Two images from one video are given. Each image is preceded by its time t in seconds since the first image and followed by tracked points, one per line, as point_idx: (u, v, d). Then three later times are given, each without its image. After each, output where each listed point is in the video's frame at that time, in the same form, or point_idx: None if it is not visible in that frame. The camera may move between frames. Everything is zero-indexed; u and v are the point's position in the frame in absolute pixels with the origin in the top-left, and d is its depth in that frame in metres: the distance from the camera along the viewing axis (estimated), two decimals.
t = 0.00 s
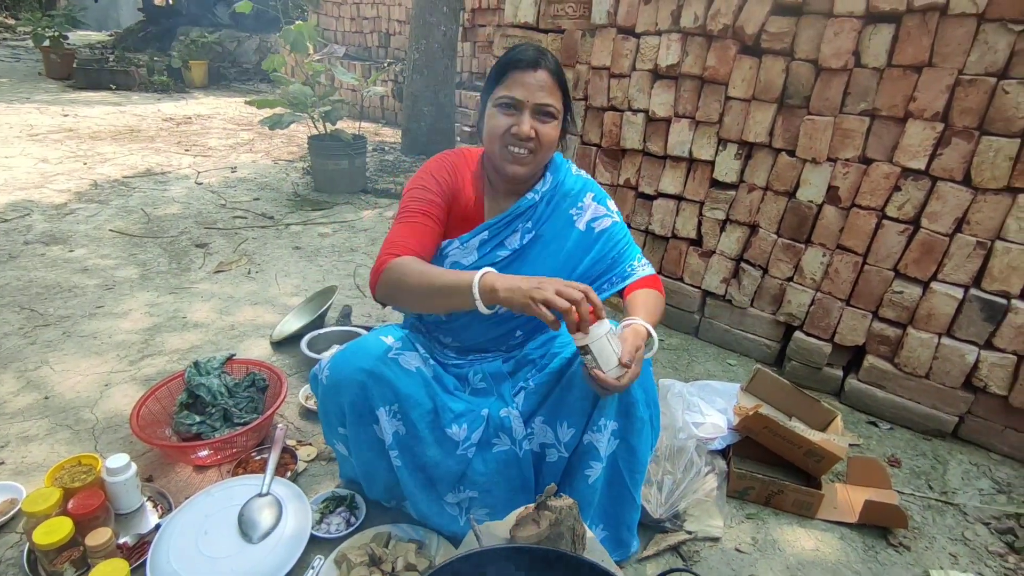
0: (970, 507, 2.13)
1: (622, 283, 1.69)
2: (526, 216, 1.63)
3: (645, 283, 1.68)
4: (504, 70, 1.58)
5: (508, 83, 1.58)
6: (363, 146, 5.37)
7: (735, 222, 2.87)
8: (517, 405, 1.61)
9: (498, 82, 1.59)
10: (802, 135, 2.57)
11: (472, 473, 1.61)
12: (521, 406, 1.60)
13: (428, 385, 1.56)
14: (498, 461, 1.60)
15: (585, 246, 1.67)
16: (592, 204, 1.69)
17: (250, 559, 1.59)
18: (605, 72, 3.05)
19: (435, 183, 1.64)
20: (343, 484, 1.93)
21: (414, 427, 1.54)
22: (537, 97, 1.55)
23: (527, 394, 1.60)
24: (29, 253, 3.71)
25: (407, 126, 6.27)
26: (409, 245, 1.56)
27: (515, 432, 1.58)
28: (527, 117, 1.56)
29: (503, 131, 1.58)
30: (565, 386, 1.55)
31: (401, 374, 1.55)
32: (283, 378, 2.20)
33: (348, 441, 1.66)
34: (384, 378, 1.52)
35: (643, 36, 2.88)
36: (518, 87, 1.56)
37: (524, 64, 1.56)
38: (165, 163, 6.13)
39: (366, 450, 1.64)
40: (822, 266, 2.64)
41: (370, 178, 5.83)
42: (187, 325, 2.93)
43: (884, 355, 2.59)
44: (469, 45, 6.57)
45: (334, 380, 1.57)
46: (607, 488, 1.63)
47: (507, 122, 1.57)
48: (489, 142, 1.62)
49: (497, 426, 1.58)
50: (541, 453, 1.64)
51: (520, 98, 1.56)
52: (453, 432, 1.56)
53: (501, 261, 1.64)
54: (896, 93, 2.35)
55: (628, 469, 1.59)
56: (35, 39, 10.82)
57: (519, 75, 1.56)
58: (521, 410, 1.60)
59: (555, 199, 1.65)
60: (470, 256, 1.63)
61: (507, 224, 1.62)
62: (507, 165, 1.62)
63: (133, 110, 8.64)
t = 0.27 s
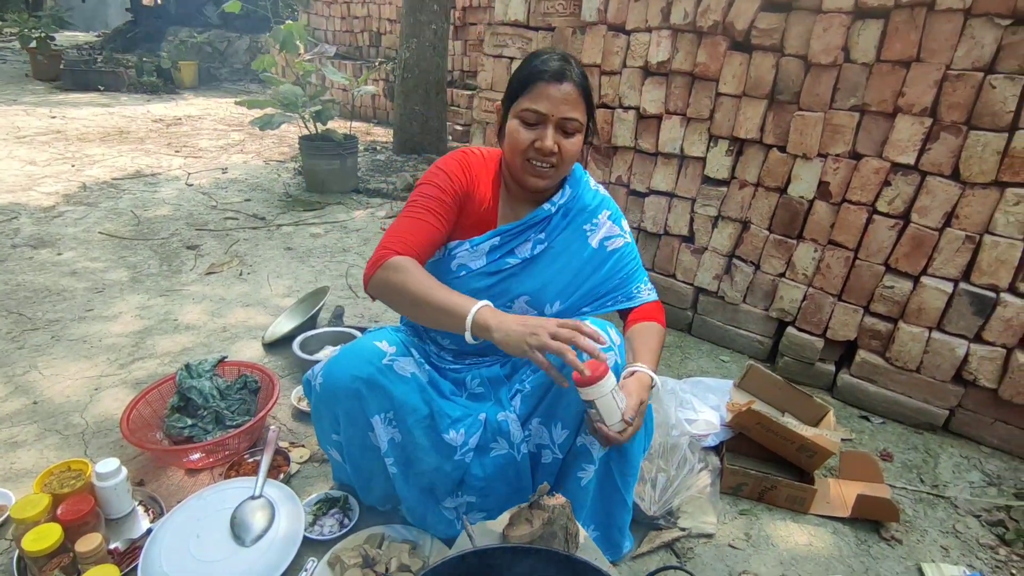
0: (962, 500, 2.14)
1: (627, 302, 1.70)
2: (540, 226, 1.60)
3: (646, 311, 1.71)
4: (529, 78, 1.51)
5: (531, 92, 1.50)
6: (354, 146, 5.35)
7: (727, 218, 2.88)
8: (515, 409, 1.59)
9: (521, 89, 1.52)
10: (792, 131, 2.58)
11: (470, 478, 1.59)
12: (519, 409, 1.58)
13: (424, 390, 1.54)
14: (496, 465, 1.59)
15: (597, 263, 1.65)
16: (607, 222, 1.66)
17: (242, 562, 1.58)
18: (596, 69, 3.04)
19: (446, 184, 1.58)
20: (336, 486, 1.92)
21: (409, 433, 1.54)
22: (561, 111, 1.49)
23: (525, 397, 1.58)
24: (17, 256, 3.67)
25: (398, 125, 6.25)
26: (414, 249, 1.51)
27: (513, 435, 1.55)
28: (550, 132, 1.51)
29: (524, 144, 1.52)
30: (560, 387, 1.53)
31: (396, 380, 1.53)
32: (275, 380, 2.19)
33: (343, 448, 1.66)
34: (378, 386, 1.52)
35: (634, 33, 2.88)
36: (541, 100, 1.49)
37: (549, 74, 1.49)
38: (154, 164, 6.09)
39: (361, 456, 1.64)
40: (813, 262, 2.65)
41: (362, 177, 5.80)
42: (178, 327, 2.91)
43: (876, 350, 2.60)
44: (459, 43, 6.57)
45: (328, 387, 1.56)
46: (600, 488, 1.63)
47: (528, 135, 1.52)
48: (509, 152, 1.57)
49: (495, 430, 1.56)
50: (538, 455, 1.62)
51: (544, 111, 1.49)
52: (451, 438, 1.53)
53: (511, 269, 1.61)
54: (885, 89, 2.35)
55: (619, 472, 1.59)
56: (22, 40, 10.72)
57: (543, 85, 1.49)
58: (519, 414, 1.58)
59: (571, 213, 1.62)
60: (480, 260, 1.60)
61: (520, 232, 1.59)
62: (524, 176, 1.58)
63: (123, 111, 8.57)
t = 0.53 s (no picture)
0: (955, 498, 2.15)
1: (625, 317, 1.72)
2: (542, 246, 1.59)
3: (641, 325, 1.73)
4: (537, 97, 1.46)
5: (539, 112, 1.46)
6: (348, 148, 5.34)
7: (720, 219, 2.88)
8: (514, 418, 1.60)
9: (529, 108, 1.48)
10: (784, 132, 2.58)
11: (472, 489, 1.59)
12: (518, 418, 1.59)
13: (423, 403, 1.54)
14: (497, 475, 1.59)
15: (598, 279, 1.66)
16: (609, 239, 1.67)
17: (238, 570, 1.58)
18: (589, 71, 3.04)
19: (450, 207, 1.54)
20: (332, 492, 1.92)
21: (408, 446, 1.54)
22: (571, 133, 1.46)
23: (523, 405, 1.60)
24: (10, 262, 3.66)
25: (392, 127, 6.25)
26: (419, 280, 1.51)
27: (513, 444, 1.56)
28: (558, 153, 1.48)
29: (531, 166, 1.50)
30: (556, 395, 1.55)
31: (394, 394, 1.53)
32: (270, 386, 2.18)
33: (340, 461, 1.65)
34: (376, 400, 1.51)
35: (626, 34, 2.88)
36: (550, 120, 1.46)
37: (558, 94, 1.45)
38: (148, 168, 6.07)
39: (359, 467, 1.64)
40: (807, 262, 2.66)
41: (356, 179, 5.80)
42: (173, 333, 2.90)
43: (869, 349, 2.61)
44: (453, 43, 6.58)
45: (325, 403, 1.54)
46: (595, 493, 1.64)
47: (536, 157, 1.49)
48: (515, 171, 1.54)
49: (495, 440, 1.57)
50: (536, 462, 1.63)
51: (552, 133, 1.46)
52: (451, 449, 1.55)
53: (511, 288, 1.59)
54: (876, 89, 2.36)
55: (614, 479, 1.59)
56: (14, 44, 10.67)
57: (552, 105, 1.45)
58: (517, 422, 1.60)
59: (573, 230, 1.62)
60: (482, 282, 1.58)
61: (523, 252, 1.57)
62: (530, 196, 1.56)
63: (116, 115, 8.54)
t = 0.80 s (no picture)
0: (954, 497, 2.16)
1: (627, 317, 1.72)
2: (541, 251, 1.59)
3: (645, 324, 1.72)
4: (531, 103, 1.47)
5: (535, 118, 1.47)
6: (347, 149, 5.34)
7: (719, 219, 2.89)
8: (521, 420, 1.60)
9: (524, 114, 1.48)
10: (782, 132, 2.59)
11: (482, 495, 1.58)
12: (525, 421, 1.59)
13: (430, 410, 1.53)
14: (506, 479, 1.58)
15: (599, 282, 1.67)
16: (608, 240, 1.67)
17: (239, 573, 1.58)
18: (587, 71, 3.04)
19: (444, 216, 1.53)
20: (332, 495, 1.92)
21: (415, 453, 1.53)
22: (567, 138, 1.46)
23: (529, 408, 1.59)
24: (9, 266, 3.66)
25: (391, 127, 6.24)
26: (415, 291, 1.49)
27: (521, 447, 1.56)
28: (555, 159, 1.48)
29: (528, 172, 1.50)
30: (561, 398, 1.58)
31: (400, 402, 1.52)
32: (269, 389, 2.19)
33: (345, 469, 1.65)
34: (382, 409, 1.51)
35: (624, 35, 2.88)
36: (547, 126, 1.46)
37: (553, 99, 1.45)
38: (147, 170, 6.07)
39: (364, 475, 1.63)
40: (805, 261, 2.67)
41: (354, 180, 5.80)
42: (172, 335, 2.90)
43: (868, 348, 2.62)
44: (452, 43, 6.58)
45: (330, 413, 1.54)
46: (599, 494, 1.65)
47: (532, 164, 1.49)
48: (512, 178, 1.53)
49: (503, 443, 1.56)
50: (540, 463, 1.65)
51: (548, 138, 1.47)
52: (459, 455, 1.54)
53: (513, 294, 1.60)
54: (874, 90, 2.37)
55: (617, 480, 1.60)
56: (13, 46, 10.67)
57: (548, 110, 1.45)
58: (524, 425, 1.59)
59: (572, 234, 1.63)
60: (483, 290, 1.58)
61: (522, 259, 1.58)
62: (527, 203, 1.55)
63: (114, 116, 8.53)
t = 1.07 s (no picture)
0: (953, 493, 2.16)
1: (622, 313, 1.73)
2: (534, 248, 1.59)
3: (639, 321, 1.73)
4: (519, 100, 1.49)
5: (522, 115, 1.48)
6: (347, 148, 5.34)
7: (718, 216, 2.90)
8: (516, 417, 1.60)
9: (511, 111, 1.50)
10: (781, 130, 2.60)
11: (475, 490, 1.60)
12: (520, 418, 1.59)
13: (426, 405, 1.56)
14: (501, 475, 1.59)
15: (593, 278, 1.67)
16: (603, 237, 1.68)
17: (242, 570, 1.59)
18: (586, 70, 3.05)
19: (437, 219, 1.56)
20: (333, 492, 1.93)
21: (412, 447, 1.56)
22: (554, 131, 1.48)
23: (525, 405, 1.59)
24: (11, 266, 3.67)
25: (391, 126, 6.24)
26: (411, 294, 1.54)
27: (516, 444, 1.56)
28: (544, 153, 1.49)
29: (517, 167, 1.51)
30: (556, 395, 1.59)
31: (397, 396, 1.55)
32: (271, 387, 2.20)
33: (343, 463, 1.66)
34: (379, 403, 1.52)
35: (623, 33, 2.89)
36: (535, 121, 1.47)
37: (540, 94, 1.47)
38: (148, 170, 6.08)
39: (361, 469, 1.64)
40: (805, 259, 2.67)
41: (354, 179, 5.80)
42: (174, 335, 2.92)
43: (867, 345, 2.62)
44: (452, 43, 6.60)
45: (328, 406, 1.55)
46: (596, 490, 1.66)
47: (521, 159, 1.50)
48: (501, 175, 1.54)
49: (498, 440, 1.57)
50: (537, 461, 1.64)
51: (536, 133, 1.48)
52: (454, 450, 1.56)
53: (508, 292, 1.60)
54: (873, 87, 2.37)
55: (613, 477, 1.60)
56: (13, 47, 10.69)
57: (535, 107, 1.47)
58: (520, 422, 1.59)
59: (567, 231, 1.63)
60: (477, 288, 1.59)
61: (516, 257, 1.58)
62: (517, 199, 1.56)
63: (114, 117, 8.55)
